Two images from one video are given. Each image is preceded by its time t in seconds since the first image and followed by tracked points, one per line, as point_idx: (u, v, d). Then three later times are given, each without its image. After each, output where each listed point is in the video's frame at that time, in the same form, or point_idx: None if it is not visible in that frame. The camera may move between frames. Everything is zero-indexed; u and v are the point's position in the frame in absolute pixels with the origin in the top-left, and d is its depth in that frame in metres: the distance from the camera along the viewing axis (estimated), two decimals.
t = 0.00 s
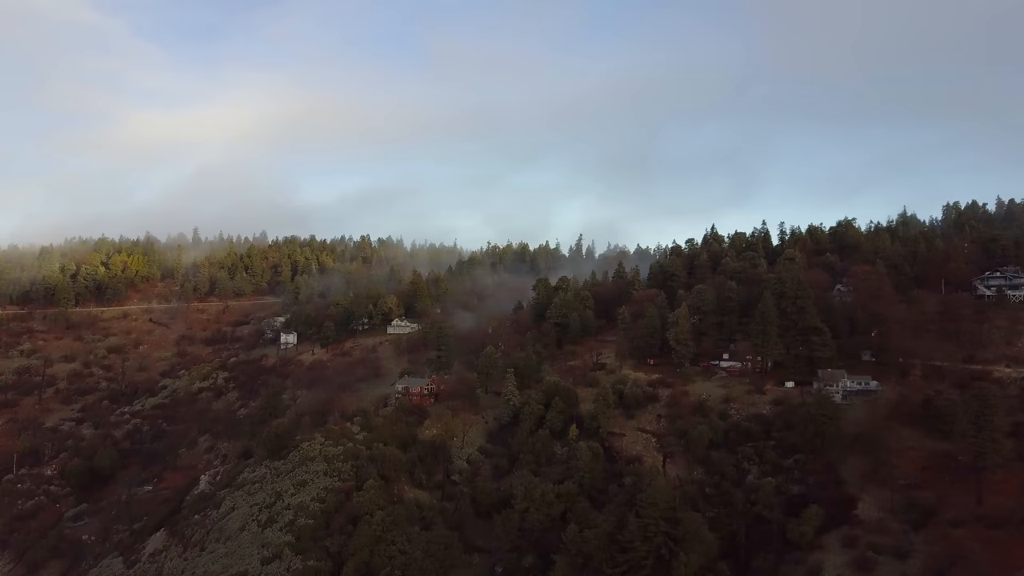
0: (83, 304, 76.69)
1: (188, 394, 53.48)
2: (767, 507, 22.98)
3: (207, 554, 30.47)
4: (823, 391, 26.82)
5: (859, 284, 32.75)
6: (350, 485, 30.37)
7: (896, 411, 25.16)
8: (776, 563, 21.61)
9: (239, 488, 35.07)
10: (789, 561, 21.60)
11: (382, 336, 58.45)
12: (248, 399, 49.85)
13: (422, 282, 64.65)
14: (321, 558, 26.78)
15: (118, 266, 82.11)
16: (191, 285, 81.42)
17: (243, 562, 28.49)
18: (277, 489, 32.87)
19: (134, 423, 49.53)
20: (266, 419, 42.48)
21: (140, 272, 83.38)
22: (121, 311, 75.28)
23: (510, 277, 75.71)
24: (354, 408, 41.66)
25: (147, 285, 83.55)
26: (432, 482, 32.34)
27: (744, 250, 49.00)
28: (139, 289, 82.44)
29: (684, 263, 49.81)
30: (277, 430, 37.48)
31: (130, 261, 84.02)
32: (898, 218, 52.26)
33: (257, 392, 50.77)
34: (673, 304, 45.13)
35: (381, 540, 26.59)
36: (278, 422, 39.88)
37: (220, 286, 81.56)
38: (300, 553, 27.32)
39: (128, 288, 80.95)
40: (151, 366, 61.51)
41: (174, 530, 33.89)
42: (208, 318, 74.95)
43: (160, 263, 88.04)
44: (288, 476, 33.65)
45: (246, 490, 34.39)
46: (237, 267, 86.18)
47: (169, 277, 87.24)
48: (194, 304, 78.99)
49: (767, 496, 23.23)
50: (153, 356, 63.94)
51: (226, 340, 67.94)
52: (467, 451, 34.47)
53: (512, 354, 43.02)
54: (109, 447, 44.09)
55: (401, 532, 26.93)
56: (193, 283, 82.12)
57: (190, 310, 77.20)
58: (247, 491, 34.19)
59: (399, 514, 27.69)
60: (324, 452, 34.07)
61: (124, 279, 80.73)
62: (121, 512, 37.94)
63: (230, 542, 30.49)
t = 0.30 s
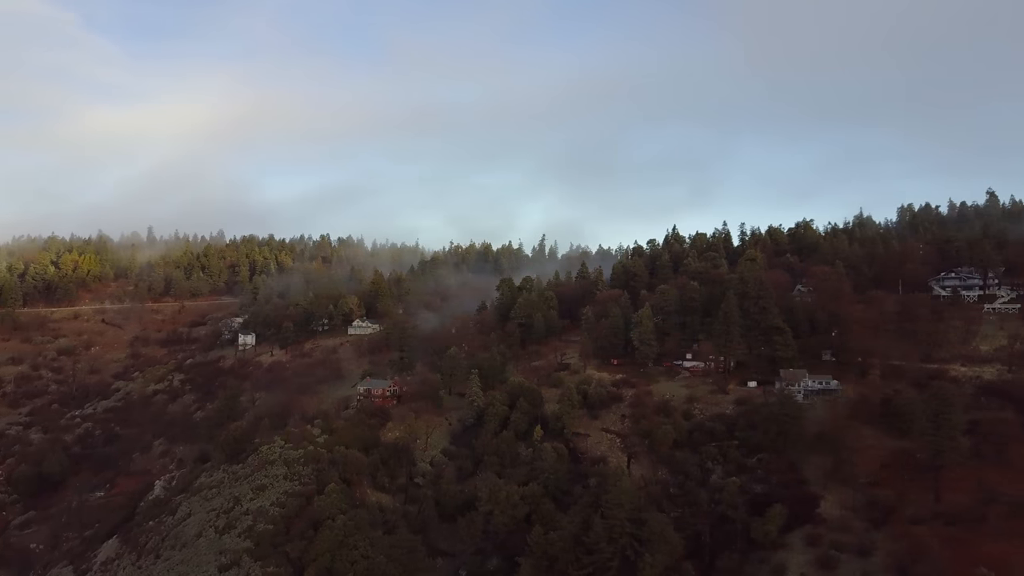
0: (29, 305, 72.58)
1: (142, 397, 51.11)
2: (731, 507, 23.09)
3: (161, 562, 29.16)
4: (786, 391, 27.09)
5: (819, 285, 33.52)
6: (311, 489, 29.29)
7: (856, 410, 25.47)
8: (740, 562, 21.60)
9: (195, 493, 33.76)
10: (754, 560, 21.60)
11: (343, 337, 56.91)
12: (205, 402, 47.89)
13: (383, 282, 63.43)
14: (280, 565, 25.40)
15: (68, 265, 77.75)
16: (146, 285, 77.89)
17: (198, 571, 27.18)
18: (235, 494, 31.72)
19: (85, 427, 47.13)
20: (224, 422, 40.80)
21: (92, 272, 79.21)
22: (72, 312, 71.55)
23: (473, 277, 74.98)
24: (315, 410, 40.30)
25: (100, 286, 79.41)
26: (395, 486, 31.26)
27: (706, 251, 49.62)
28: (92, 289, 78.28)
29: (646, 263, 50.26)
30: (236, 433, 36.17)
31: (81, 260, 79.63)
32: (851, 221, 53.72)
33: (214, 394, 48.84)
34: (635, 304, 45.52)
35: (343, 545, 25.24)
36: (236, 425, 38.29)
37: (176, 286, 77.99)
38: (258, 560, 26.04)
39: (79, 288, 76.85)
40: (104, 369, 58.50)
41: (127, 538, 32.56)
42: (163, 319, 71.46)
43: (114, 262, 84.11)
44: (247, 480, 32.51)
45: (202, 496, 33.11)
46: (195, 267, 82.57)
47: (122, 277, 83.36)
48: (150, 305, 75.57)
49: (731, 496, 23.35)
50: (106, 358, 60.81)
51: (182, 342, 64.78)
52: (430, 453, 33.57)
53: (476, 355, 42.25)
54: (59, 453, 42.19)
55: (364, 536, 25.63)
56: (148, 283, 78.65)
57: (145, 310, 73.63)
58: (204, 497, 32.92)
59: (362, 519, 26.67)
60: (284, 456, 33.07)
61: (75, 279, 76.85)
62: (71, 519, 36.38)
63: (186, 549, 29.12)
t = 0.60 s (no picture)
0: None
1: (93, 400, 48.71)
2: (695, 507, 23.01)
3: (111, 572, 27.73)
4: (748, 391, 27.29)
5: (781, 285, 34.12)
6: (270, 493, 28.24)
7: (817, 410, 25.77)
8: (705, 562, 21.54)
9: (149, 498, 32.29)
10: (718, 560, 21.55)
11: (302, 338, 55.18)
12: (160, 405, 45.83)
13: (343, 282, 61.85)
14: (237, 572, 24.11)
15: (13, 264, 73.49)
16: (98, 285, 74.19)
17: None
18: (191, 500, 30.40)
19: (31, 432, 44.75)
20: (178, 426, 39.21)
21: (40, 271, 75.09)
22: (17, 312, 67.65)
23: (436, 277, 73.95)
24: (274, 412, 38.86)
25: (48, 285, 75.31)
26: (357, 489, 30.19)
27: (667, 251, 50.13)
28: (39, 289, 74.22)
29: (608, 263, 50.32)
30: (193, 436, 34.82)
31: (29, 259, 75.32)
32: (808, 224, 54.94)
33: (170, 397, 46.80)
34: (598, 304, 45.43)
35: (303, 552, 23.71)
36: (192, 429, 36.65)
37: (130, 286, 74.19)
38: (214, 568, 24.85)
39: (25, 289, 72.78)
40: (53, 371, 55.43)
41: (77, 545, 31.21)
42: (116, 319, 67.87)
43: (63, 261, 79.99)
44: (203, 485, 31.26)
45: (157, 501, 31.70)
46: (150, 266, 78.89)
47: (72, 276, 79.28)
48: (102, 305, 71.92)
49: (695, 495, 23.31)
50: (54, 361, 57.57)
51: (135, 343, 61.35)
52: (393, 456, 32.61)
53: (440, 356, 41.35)
54: (5, 460, 40.18)
55: (325, 540, 24.17)
56: (100, 282, 74.90)
57: (97, 310, 69.94)
58: (158, 502, 31.50)
59: (323, 524, 25.22)
60: (242, 460, 31.95)
61: (21, 278, 72.75)
62: (16, 527, 34.47)
63: (139, 557, 27.89)
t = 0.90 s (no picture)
0: None
1: (38, 404, 46.11)
2: (658, 507, 22.90)
3: None
4: (710, 391, 27.48)
5: (741, 285, 34.63)
6: (226, 499, 26.99)
7: (776, 409, 26.10)
8: (668, 563, 21.42)
9: (99, 505, 30.74)
10: (681, 560, 21.46)
11: (258, 339, 53.24)
12: (110, 409, 43.65)
13: (300, 281, 60.01)
14: None
15: None
16: (43, 284, 70.17)
17: None
18: (143, 506, 28.90)
19: None
20: (129, 429, 37.33)
21: None
22: None
23: (396, 277, 72.68)
24: (230, 415, 37.29)
25: None
26: (314, 493, 28.84)
27: (627, 252, 50.47)
28: None
29: (569, 263, 50.27)
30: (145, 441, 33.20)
31: None
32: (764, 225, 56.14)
33: (121, 400, 44.57)
34: (560, 304, 45.06)
35: (261, 558, 22.45)
36: (143, 433, 34.93)
37: (78, 285, 70.28)
38: None
39: None
40: None
41: (21, 558, 29.82)
42: (62, 319, 64.27)
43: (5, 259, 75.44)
44: (155, 491, 29.73)
45: (107, 508, 30.15)
46: (99, 265, 75.03)
47: (15, 275, 74.81)
48: (48, 305, 67.99)
49: (658, 496, 23.19)
50: None
51: (84, 345, 58.19)
52: (353, 459, 31.53)
53: (401, 357, 40.34)
54: None
55: (284, 546, 23.14)
56: (45, 282, 70.87)
57: (43, 310, 66.09)
58: (109, 509, 29.99)
59: (281, 530, 24.23)
60: (196, 465, 30.56)
61: None
62: None
63: (87, 566, 26.45)
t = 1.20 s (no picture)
0: None
1: None
2: (620, 508, 22.69)
3: None
4: (671, 391, 27.51)
5: (699, 285, 35.12)
6: (178, 505, 25.32)
7: (736, 409, 26.34)
8: (630, 565, 21.20)
9: (41, 514, 28.94)
10: (643, 560, 21.27)
11: (211, 340, 51.05)
12: (54, 414, 41.21)
13: (256, 280, 57.95)
14: None
15: None
16: None
17: None
18: (90, 514, 27.21)
19: None
20: (77, 434, 35.53)
21: None
22: None
23: (354, 277, 71.15)
24: (183, 417, 35.49)
25: None
26: (272, 497, 27.59)
27: (586, 252, 50.65)
28: None
29: (530, 263, 50.03)
30: (93, 445, 31.42)
31: None
32: (720, 227, 57.16)
33: (66, 405, 42.10)
34: (521, 304, 44.80)
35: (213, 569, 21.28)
36: (91, 439, 33.14)
37: (20, 285, 66.12)
38: None
39: None
40: None
41: None
42: (3, 320, 60.40)
43: None
44: (104, 497, 28.11)
45: (52, 515, 28.42)
46: (41, 263, 70.85)
47: None
48: None
49: (620, 496, 23.00)
50: None
51: (27, 347, 54.81)
52: (309, 463, 30.07)
53: (359, 358, 39.20)
54: None
55: (238, 554, 21.95)
56: None
57: None
58: (53, 517, 28.20)
59: (236, 535, 22.91)
60: (146, 470, 28.95)
61: None
62: None
63: None
